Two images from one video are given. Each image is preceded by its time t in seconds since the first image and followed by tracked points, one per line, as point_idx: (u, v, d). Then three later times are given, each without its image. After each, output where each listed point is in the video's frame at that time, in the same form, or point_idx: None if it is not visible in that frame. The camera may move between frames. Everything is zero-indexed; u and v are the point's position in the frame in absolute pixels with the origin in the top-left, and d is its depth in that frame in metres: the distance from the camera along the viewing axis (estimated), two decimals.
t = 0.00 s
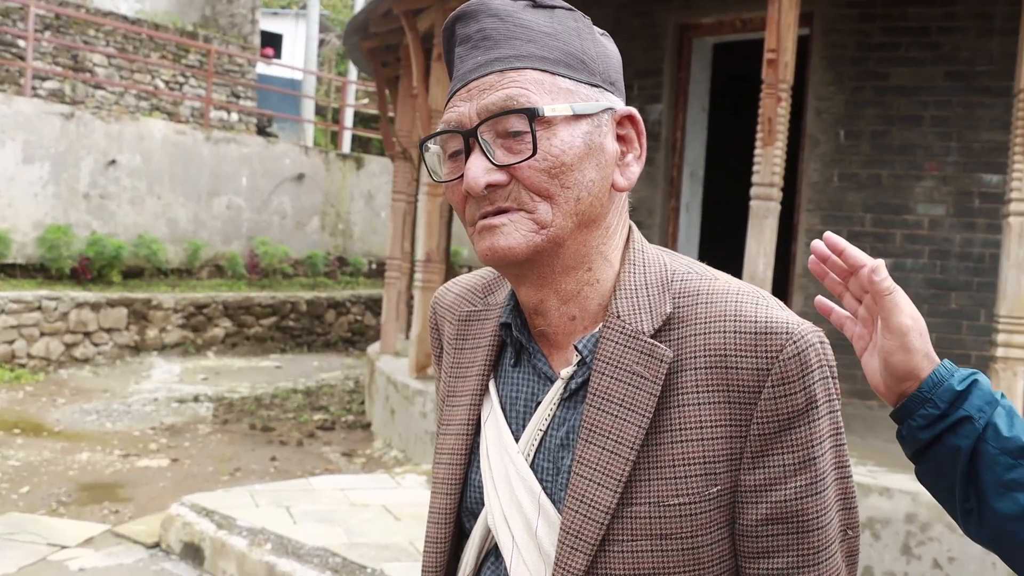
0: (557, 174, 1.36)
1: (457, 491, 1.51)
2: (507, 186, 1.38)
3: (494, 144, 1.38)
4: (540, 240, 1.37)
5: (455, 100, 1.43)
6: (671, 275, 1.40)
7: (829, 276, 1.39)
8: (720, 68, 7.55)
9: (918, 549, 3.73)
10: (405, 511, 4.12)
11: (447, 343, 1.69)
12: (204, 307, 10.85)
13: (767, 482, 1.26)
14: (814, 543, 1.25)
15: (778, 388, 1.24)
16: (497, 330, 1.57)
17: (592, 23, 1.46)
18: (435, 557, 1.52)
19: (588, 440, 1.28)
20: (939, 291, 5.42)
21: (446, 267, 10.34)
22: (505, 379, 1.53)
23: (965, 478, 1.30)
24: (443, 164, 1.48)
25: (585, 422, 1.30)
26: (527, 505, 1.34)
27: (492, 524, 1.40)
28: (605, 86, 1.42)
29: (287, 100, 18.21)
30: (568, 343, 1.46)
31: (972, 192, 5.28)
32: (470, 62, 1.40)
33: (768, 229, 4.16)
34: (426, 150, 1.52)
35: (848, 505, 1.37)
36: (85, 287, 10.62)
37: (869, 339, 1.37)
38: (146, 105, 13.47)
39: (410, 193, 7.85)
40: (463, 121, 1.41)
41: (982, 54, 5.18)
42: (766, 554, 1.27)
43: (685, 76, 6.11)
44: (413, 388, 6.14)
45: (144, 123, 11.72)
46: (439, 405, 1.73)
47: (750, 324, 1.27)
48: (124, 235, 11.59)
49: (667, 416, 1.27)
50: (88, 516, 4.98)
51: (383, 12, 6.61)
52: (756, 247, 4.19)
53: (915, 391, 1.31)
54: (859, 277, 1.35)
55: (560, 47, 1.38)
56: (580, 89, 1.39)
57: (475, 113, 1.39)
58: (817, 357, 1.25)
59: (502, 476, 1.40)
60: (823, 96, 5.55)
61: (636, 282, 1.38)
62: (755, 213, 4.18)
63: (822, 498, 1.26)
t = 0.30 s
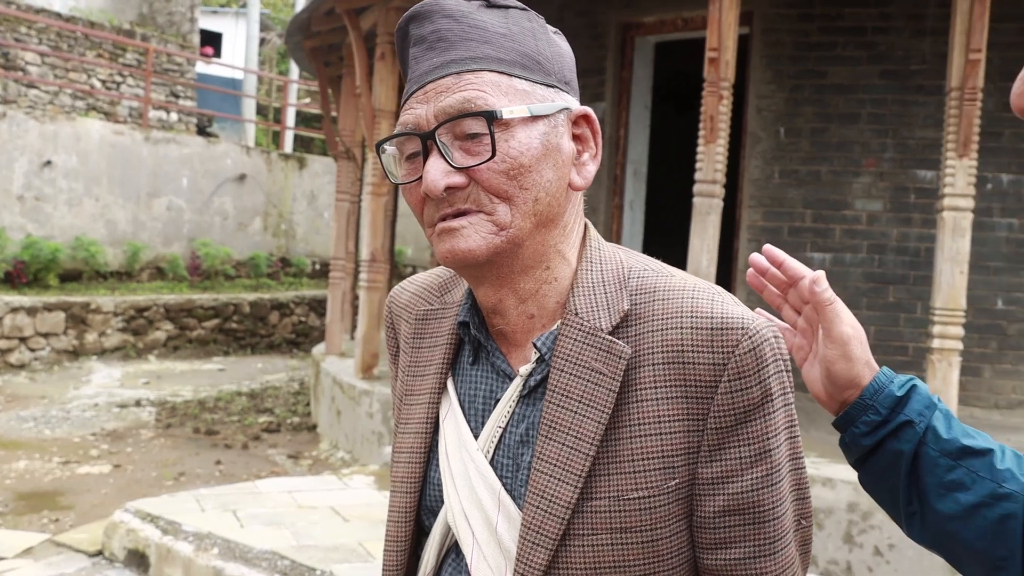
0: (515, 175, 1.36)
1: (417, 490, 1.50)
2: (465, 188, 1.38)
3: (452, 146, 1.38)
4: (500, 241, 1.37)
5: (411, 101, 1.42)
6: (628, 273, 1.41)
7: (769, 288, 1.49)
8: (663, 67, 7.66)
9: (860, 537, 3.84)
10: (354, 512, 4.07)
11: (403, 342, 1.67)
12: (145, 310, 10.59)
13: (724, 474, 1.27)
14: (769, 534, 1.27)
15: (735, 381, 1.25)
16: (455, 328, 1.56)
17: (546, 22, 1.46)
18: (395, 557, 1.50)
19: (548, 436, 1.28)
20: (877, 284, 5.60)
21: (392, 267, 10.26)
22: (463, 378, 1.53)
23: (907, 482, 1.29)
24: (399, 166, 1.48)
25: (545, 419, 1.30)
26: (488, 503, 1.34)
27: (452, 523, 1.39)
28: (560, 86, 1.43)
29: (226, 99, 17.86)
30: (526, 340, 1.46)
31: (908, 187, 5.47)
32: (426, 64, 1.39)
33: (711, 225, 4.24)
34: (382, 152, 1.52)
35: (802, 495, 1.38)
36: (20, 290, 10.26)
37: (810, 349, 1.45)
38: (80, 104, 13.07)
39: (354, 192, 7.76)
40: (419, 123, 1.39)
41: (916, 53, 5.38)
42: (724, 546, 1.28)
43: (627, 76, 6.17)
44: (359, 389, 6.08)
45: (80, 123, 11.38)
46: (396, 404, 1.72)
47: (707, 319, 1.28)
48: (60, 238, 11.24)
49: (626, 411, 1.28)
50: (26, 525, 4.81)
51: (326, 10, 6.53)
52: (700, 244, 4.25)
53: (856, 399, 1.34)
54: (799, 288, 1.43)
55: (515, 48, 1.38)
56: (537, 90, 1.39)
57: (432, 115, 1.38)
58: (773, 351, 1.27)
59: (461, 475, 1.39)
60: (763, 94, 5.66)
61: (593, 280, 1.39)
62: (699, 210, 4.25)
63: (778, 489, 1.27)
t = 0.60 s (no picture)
0: (487, 174, 1.38)
1: (388, 484, 1.50)
2: (438, 187, 1.39)
3: (426, 146, 1.39)
4: (472, 240, 1.39)
5: (384, 101, 1.42)
6: (596, 271, 1.43)
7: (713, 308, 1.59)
8: (623, 67, 7.73)
9: (817, 532, 3.92)
10: (317, 512, 4.04)
11: (374, 340, 1.68)
12: (101, 310, 10.38)
13: (690, 467, 1.29)
14: (734, 525, 1.29)
15: (700, 377, 1.28)
16: (426, 325, 1.57)
17: (516, 26, 1.48)
18: (366, 551, 1.51)
19: (519, 431, 1.30)
20: (834, 283, 5.72)
21: (353, 266, 10.18)
22: (434, 374, 1.53)
23: (855, 491, 1.39)
24: (371, 165, 1.48)
25: (516, 414, 1.32)
26: (459, 496, 1.35)
27: (423, 516, 1.40)
28: (531, 88, 1.44)
29: (183, 97, 17.58)
30: (497, 337, 1.47)
31: (864, 188, 5.62)
32: (399, 64, 1.40)
33: (671, 224, 4.29)
34: (354, 151, 1.52)
35: (765, 486, 1.41)
36: None
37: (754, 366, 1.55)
38: (32, 100, 12.76)
39: (314, 191, 7.68)
40: (393, 123, 1.40)
41: (870, 56, 5.51)
42: (690, 537, 1.30)
43: (587, 76, 6.22)
44: (320, 389, 6.04)
45: (32, 120, 11.12)
46: (366, 401, 1.72)
47: (673, 316, 1.31)
48: (12, 236, 10.97)
49: (594, 407, 1.30)
50: None
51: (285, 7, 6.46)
52: (660, 243, 4.30)
53: (803, 412, 1.46)
54: (744, 308, 1.55)
55: (487, 50, 1.40)
56: (508, 91, 1.40)
57: (406, 114, 1.39)
58: (737, 347, 1.29)
59: (433, 469, 1.40)
60: (722, 95, 5.73)
61: (562, 278, 1.41)
62: (659, 209, 4.30)
63: (742, 482, 1.29)
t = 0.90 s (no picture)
0: (491, 164, 1.38)
1: (389, 471, 1.51)
2: (442, 176, 1.39)
3: (429, 135, 1.38)
4: (476, 231, 1.39)
5: (387, 91, 1.42)
6: (597, 259, 1.43)
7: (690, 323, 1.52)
8: (621, 58, 7.70)
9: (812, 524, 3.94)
10: (314, 501, 4.05)
11: (375, 328, 1.67)
12: (97, 298, 10.36)
13: (691, 454, 1.30)
14: (735, 513, 1.30)
15: (702, 364, 1.28)
16: (427, 313, 1.57)
17: (519, 15, 1.47)
18: (367, 536, 1.51)
19: (520, 417, 1.30)
20: (831, 276, 5.73)
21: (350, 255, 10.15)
22: (435, 361, 1.54)
23: (849, 504, 1.41)
24: (375, 155, 1.48)
25: (517, 401, 1.32)
26: (461, 483, 1.35)
27: (425, 502, 1.41)
28: (534, 78, 1.44)
29: (180, 85, 17.51)
30: (499, 325, 1.47)
31: (861, 181, 5.61)
32: (403, 54, 1.40)
33: (668, 215, 4.29)
34: (358, 140, 1.52)
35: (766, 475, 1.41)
36: None
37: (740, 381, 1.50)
38: (28, 87, 12.70)
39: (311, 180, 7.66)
40: (397, 112, 1.40)
41: (868, 49, 5.51)
42: (691, 523, 1.31)
43: (586, 66, 6.20)
44: (317, 378, 6.04)
45: (28, 106, 11.07)
46: (366, 388, 1.72)
47: (674, 304, 1.31)
48: (9, 224, 10.94)
49: (596, 394, 1.31)
50: None
51: None
52: (657, 234, 4.31)
53: (791, 429, 1.44)
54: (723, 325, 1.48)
55: (490, 40, 1.39)
56: (511, 82, 1.40)
57: (410, 104, 1.39)
58: (738, 335, 1.30)
59: (434, 457, 1.41)
60: (720, 87, 5.71)
61: (564, 266, 1.42)
62: (656, 200, 4.29)
63: (744, 469, 1.30)
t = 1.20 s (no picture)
0: (507, 178, 1.37)
1: (401, 484, 1.50)
2: (459, 191, 1.38)
3: (446, 149, 1.38)
4: (493, 244, 1.38)
5: (405, 104, 1.42)
6: (613, 272, 1.42)
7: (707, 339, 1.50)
8: (638, 69, 7.70)
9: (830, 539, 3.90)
10: (328, 511, 4.05)
11: (389, 340, 1.67)
12: (115, 306, 10.45)
13: (707, 470, 1.28)
14: (751, 529, 1.28)
15: (717, 378, 1.27)
16: (441, 325, 1.56)
17: (537, 28, 1.47)
18: (379, 549, 1.51)
19: (534, 431, 1.29)
20: (849, 288, 5.68)
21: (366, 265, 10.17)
22: (449, 374, 1.53)
23: (871, 524, 1.38)
24: (392, 168, 1.48)
25: (531, 415, 1.31)
26: (474, 497, 1.35)
27: (438, 516, 1.40)
28: (551, 91, 1.43)
29: (199, 95, 17.68)
30: (513, 339, 1.47)
31: (879, 193, 5.57)
32: (420, 67, 1.40)
33: (685, 227, 4.27)
34: (375, 153, 1.52)
35: (783, 491, 1.38)
36: None
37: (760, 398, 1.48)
38: (49, 97, 12.85)
39: (328, 190, 7.69)
40: (414, 125, 1.40)
41: (887, 61, 5.48)
42: (707, 540, 1.29)
43: (603, 77, 6.20)
44: (332, 388, 6.05)
45: (50, 116, 11.20)
46: (379, 401, 1.71)
47: (690, 317, 1.30)
48: (29, 232, 11.06)
49: (611, 408, 1.30)
50: None
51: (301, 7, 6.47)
52: (674, 246, 4.29)
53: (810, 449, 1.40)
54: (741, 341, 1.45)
55: (507, 53, 1.39)
56: (529, 95, 1.39)
57: (427, 118, 1.38)
58: (754, 349, 1.28)
59: (447, 470, 1.40)
60: (738, 98, 5.70)
61: (579, 279, 1.41)
62: (673, 212, 4.28)
63: (760, 484, 1.28)
